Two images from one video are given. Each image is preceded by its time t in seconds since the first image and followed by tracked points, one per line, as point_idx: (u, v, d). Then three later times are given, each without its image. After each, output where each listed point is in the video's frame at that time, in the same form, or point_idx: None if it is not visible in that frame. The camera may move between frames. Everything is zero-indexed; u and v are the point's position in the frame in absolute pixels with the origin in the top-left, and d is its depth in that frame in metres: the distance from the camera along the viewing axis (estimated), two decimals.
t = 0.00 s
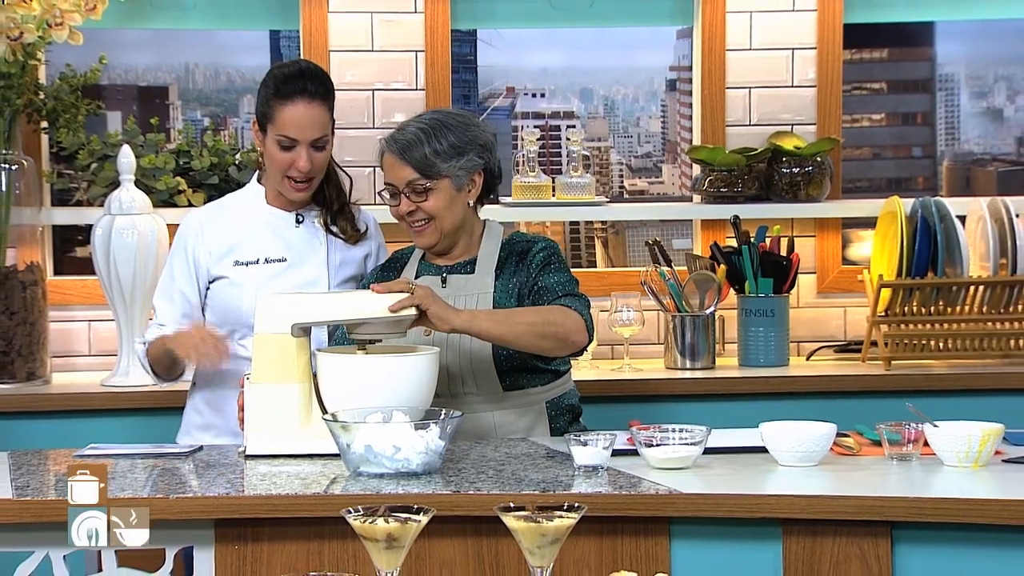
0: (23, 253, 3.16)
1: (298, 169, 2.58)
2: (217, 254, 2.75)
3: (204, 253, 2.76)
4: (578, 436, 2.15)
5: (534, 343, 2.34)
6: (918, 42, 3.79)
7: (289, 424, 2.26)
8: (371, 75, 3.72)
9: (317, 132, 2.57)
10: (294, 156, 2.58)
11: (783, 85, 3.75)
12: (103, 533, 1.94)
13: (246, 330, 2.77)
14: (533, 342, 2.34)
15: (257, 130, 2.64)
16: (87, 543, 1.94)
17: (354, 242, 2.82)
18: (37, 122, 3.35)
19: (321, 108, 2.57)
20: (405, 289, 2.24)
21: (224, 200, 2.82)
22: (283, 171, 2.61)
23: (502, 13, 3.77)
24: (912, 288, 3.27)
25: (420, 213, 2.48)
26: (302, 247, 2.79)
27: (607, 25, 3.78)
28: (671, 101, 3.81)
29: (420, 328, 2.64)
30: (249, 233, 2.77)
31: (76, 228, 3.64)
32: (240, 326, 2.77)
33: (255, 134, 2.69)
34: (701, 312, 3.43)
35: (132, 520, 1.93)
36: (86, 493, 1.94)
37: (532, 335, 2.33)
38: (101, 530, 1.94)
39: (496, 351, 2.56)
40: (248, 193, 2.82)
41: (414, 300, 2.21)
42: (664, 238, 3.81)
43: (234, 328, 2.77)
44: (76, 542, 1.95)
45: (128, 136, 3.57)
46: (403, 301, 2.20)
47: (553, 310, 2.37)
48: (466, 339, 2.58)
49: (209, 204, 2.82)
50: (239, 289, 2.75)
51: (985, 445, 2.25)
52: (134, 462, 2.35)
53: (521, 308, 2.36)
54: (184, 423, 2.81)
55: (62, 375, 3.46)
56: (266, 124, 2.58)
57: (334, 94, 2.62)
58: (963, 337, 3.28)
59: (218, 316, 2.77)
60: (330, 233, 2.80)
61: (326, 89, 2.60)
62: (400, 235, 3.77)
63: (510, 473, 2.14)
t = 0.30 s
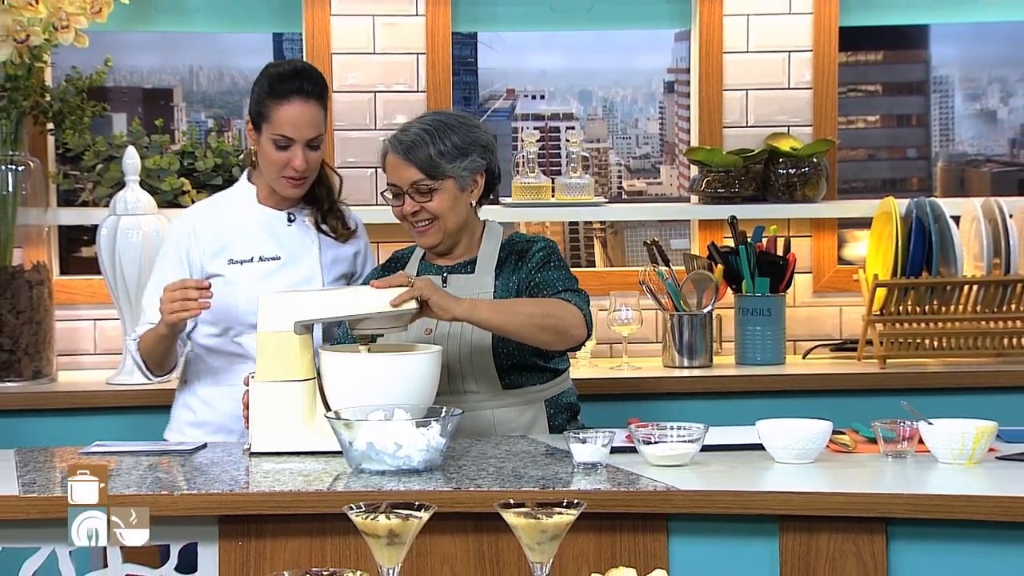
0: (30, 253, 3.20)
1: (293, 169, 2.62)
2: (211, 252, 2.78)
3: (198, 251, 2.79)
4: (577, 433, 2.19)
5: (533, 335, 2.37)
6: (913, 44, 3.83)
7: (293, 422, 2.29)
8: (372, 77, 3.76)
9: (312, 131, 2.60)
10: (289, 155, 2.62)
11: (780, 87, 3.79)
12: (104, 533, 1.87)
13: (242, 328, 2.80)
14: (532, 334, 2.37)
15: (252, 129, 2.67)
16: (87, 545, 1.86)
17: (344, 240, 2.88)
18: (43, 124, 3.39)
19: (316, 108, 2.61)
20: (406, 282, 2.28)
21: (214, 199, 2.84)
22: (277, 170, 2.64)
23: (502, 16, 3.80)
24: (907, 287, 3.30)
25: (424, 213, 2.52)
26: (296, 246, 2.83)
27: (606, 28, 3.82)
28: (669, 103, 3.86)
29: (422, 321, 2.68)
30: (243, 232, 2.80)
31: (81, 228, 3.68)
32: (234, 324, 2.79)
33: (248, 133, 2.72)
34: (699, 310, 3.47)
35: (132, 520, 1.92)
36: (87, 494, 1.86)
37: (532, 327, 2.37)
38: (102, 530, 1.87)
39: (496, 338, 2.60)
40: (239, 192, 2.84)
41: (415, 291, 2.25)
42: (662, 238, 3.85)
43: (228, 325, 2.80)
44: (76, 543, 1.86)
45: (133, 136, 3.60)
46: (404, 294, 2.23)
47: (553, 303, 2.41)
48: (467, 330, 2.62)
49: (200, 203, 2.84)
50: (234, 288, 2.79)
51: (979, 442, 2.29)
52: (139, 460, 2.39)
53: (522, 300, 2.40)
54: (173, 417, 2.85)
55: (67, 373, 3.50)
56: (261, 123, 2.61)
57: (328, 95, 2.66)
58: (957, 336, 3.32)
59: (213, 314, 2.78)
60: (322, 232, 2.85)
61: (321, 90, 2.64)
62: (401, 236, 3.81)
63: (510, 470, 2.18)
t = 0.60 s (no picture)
0: (37, 253, 3.25)
1: (283, 165, 2.56)
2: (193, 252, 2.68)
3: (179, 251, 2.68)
4: (576, 431, 2.24)
5: (525, 323, 2.42)
6: (908, 47, 3.88)
7: (300, 419, 2.34)
8: (375, 79, 3.80)
9: (305, 129, 2.57)
10: (280, 152, 2.56)
11: (776, 89, 3.83)
12: (104, 532, 1.98)
13: (226, 326, 2.73)
14: (525, 322, 2.42)
15: (237, 123, 2.60)
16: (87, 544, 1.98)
17: (317, 236, 2.82)
18: (51, 125, 3.45)
19: (310, 106, 2.58)
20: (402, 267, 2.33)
21: (185, 195, 2.73)
22: (266, 166, 2.57)
23: (502, 19, 3.85)
24: (902, 286, 3.34)
25: (426, 212, 2.56)
26: (275, 243, 2.76)
27: (605, 31, 3.86)
28: (667, 105, 3.90)
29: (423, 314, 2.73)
30: (223, 229, 2.71)
31: (88, 229, 3.73)
32: (218, 322, 2.72)
33: (228, 127, 2.64)
34: (696, 309, 3.51)
35: (132, 519, 1.98)
36: (86, 493, 1.98)
37: (526, 315, 2.41)
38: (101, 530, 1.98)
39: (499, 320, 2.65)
40: (213, 188, 2.75)
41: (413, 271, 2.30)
42: (660, 238, 3.89)
43: (213, 324, 2.72)
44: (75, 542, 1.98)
45: (139, 138, 3.64)
46: (401, 276, 2.27)
47: (548, 295, 2.46)
48: (469, 320, 2.68)
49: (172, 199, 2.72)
50: (220, 287, 2.71)
51: (973, 439, 2.33)
52: (145, 456, 2.43)
53: (516, 287, 2.44)
54: (149, 418, 2.74)
55: (73, 371, 3.54)
56: (253, 118, 2.55)
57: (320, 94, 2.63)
58: (951, 335, 3.36)
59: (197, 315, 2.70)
60: (297, 229, 2.78)
61: (315, 89, 2.60)
62: (402, 236, 3.86)
63: (510, 467, 2.21)
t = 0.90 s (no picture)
0: (43, 253, 3.29)
1: (274, 166, 2.60)
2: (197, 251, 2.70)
3: (182, 249, 2.69)
4: (575, 428, 2.28)
5: (524, 316, 2.46)
6: (902, 50, 3.92)
7: (305, 417, 2.38)
8: (377, 81, 3.84)
9: (299, 133, 2.60)
10: (272, 153, 2.60)
11: (772, 91, 3.87)
12: (104, 532, 2.04)
13: (226, 327, 2.74)
14: (523, 316, 2.46)
15: (235, 122, 2.64)
16: (87, 544, 2.03)
17: (306, 243, 2.88)
18: (57, 127, 3.50)
19: (306, 109, 2.61)
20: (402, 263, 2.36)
21: (185, 194, 2.74)
22: (258, 166, 2.61)
23: (502, 22, 3.89)
24: (896, 285, 3.39)
25: (427, 213, 2.61)
26: (272, 246, 2.80)
27: (603, 34, 3.91)
28: (666, 106, 3.94)
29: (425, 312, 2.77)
30: (223, 230, 2.74)
31: (94, 228, 3.77)
32: (218, 322, 2.73)
33: (228, 126, 2.68)
34: (694, 308, 3.55)
35: (132, 520, 2.04)
36: (86, 493, 2.04)
37: (523, 309, 2.45)
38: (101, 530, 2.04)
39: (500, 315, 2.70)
40: (211, 188, 2.76)
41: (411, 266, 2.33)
42: (658, 237, 3.94)
43: (212, 324, 2.73)
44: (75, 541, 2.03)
45: (144, 138, 3.67)
46: (401, 271, 2.32)
47: (546, 289, 2.50)
48: (468, 318, 2.71)
49: (172, 198, 2.72)
50: (222, 287, 2.73)
51: (966, 436, 2.37)
52: (151, 454, 2.47)
53: (513, 280, 2.47)
54: (141, 416, 2.71)
55: (79, 369, 3.58)
56: (249, 119, 2.59)
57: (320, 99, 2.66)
58: (946, 334, 3.40)
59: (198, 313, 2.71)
60: (287, 235, 2.83)
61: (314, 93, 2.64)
62: (403, 236, 3.91)
63: (511, 464, 2.26)
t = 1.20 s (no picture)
0: (49, 252, 3.33)
1: (283, 169, 2.63)
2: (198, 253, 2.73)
3: (183, 251, 2.72)
4: (575, 425, 2.31)
5: (523, 316, 2.49)
6: (897, 51, 3.97)
7: (308, 413, 2.42)
8: (378, 82, 3.88)
9: (310, 137, 2.65)
10: (281, 156, 2.63)
11: (769, 92, 3.91)
12: (103, 532, 2.10)
13: (226, 328, 2.78)
14: (522, 316, 2.49)
15: (243, 123, 2.66)
16: (87, 543, 2.10)
17: (304, 248, 2.92)
18: (62, 128, 3.55)
19: (313, 112, 2.65)
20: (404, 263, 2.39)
21: (184, 196, 2.76)
22: (266, 168, 2.64)
23: (502, 24, 3.93)
24: (891, 284, 3.43)
25: (430, 215, 2.65)
26: (270, 249, 2.84)
27: (602, 35, 3.95)
28: (664, 108, 3.98)
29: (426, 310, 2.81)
30: (223, 233, 2.78)
31: (99, 228, 3.81)
32: (218, 324, 2.77)
33: (234, 126, 2.70)
34: (692, 306, 3.59)
35: (132, 520, 2.09)
36: (86, 494, 2.09)
37: (522, 308, 2.49)
38: (102, 530, 2.10)
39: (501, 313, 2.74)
40: (210, 190, 2.79)
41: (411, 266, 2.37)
42: (656, 237, 3.98)
43: (214, 326, 2.77)
44: (75, 541, 2.10)
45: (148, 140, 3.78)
46: (403, 270, 2.35)
47: (545, 289, 2.53)
48: (470, 317, 2.75)
49: (172, 200, 2.75)
50: (222, 290, 2.76)
51: (961, 433, 2.41)
52: (155, 450, 2.51)
53: (513, 280, 2.50)
54: (140, 416, 2.73)
55: (84, 367, 3.62)
56: (258, 122, 2.62)
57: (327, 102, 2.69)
58: (940, 332, 3.44)
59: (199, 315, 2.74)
60: (287, 240, 2.88)
61: (321, 96, 2.67)
62: (404, 235, 3.95)
63: (510, 461, 2.30)
